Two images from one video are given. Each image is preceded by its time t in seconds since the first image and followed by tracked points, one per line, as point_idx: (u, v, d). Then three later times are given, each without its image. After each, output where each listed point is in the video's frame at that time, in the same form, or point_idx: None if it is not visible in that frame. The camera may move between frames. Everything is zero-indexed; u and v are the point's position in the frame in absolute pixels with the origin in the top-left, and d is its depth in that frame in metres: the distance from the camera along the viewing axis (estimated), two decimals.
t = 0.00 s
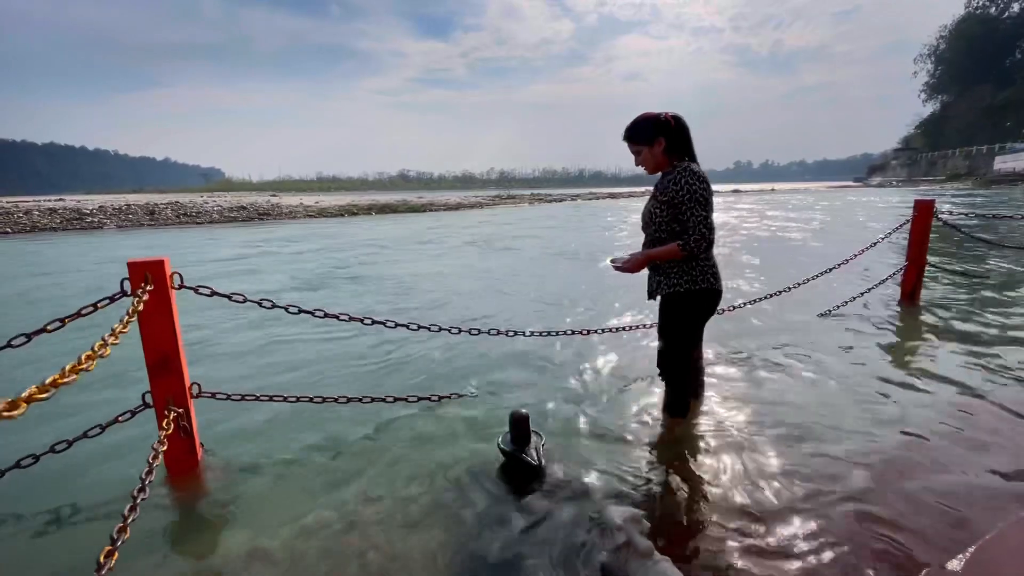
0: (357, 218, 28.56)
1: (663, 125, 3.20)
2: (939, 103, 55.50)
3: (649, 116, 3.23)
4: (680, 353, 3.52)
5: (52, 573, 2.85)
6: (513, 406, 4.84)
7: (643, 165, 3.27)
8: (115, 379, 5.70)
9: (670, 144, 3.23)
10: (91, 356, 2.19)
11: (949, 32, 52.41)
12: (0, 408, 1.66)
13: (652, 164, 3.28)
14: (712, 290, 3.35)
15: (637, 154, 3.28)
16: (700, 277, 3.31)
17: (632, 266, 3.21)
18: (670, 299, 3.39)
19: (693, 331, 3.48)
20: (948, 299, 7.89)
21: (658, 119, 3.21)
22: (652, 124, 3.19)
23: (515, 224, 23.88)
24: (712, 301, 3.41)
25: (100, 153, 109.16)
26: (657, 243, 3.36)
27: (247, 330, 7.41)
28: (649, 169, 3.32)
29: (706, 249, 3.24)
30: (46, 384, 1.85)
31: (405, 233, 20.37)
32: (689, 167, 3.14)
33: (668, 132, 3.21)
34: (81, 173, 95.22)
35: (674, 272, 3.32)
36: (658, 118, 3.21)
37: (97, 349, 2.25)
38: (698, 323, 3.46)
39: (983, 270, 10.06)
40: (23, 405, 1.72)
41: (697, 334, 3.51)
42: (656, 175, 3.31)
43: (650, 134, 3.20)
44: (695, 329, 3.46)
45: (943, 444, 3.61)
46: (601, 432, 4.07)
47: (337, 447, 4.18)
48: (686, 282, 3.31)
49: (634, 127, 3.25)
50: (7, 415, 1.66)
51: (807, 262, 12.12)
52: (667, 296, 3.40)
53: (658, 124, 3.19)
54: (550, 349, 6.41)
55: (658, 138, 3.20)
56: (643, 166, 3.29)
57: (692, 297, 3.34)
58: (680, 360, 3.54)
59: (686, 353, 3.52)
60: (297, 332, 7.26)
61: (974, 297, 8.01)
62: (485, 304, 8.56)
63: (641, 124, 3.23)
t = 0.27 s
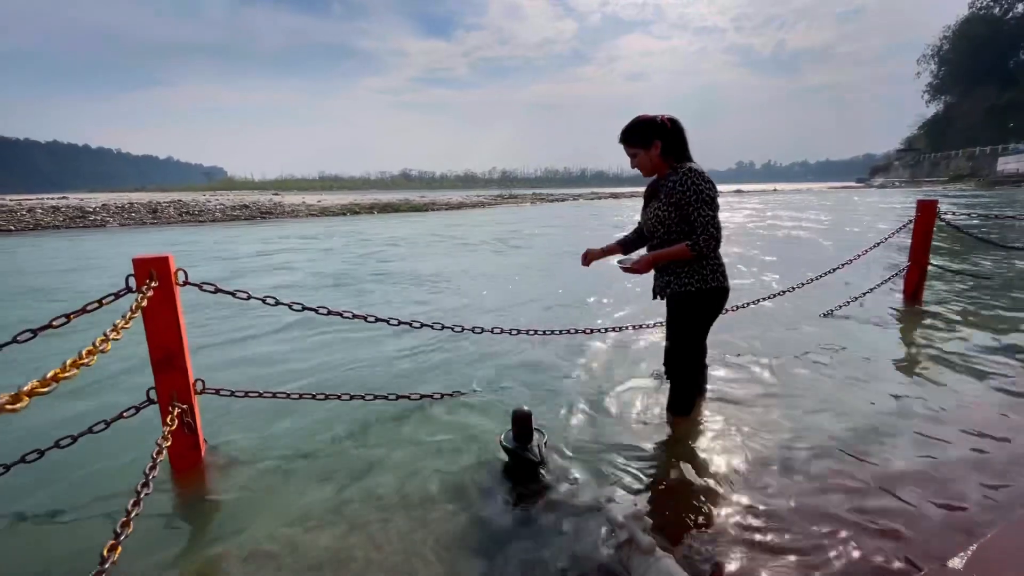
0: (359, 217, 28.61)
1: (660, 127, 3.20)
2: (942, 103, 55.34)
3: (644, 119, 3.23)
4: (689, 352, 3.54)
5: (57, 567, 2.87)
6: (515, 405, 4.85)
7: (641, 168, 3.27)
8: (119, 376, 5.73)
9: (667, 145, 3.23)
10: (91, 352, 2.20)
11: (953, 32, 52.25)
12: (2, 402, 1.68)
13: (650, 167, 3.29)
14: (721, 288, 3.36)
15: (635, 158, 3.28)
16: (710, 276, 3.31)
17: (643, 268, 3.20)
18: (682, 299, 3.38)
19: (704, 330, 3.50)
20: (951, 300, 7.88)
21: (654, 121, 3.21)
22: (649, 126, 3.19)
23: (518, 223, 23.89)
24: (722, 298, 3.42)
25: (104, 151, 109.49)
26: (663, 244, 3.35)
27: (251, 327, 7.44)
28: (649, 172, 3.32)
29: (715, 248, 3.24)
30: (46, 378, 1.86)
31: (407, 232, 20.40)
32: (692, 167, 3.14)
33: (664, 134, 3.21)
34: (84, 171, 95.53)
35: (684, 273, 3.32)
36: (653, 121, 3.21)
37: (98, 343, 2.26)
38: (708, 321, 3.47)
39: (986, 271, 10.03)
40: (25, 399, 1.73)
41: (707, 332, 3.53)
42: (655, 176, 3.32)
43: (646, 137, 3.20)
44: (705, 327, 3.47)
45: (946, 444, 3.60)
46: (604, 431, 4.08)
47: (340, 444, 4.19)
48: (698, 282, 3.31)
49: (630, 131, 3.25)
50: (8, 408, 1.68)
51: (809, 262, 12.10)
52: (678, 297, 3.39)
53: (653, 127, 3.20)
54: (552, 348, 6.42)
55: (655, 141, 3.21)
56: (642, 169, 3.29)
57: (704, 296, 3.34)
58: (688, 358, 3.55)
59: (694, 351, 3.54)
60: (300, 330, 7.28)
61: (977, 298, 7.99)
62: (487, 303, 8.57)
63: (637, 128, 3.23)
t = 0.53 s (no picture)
0: (362, 216, 28.65)
1: (659, 131, 3.19)
2: (947, 103, 55.08)
3: (643, 124, 3.23)
4: (694, 353, 3.54)
5: (60, 564, 2.88)
6: (516, 405, 4.84)
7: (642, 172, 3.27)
8: (122, 374, 5.74)
9: (667, 149, 3.22)
10: (86, 354, 2.21)
11: (958, 32, 51.99)
12: None
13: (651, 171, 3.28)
14: (726, 289, 3.34)
15: (635, 162, 3.29)
16: (716, 277, 3.30)
17: (649, 273, 3.16)
18: (688, 302, 3.37)
19: (711, 330, 3.49)
20: (955, 301, 7.83)
21: (653, 125, 3.20)
22: (648, 131, 3.19)
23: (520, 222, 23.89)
24: (727, 301, 3.40)
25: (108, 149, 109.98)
26: (667, 248, 3.34)
27: (253, 326, 7.45)
28: (651, 176, 3.31)
29: (719, 250, 3.22)
30: (35, 381, 1.86)
31: (409, 230, 20.40)
32: (694, 170, 3.13)
33: (664, 137, 3.20)
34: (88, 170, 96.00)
35: (689, 275, 3.31)
36: (652, 125, 3.20)
37: (92, 346, 2.27)
38: (714, 322, 3.46)
39: (990, 272, 9.98)
40: (13, 403, 1.73)
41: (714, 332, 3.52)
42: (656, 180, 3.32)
43: (646, 143, 3.20)
44: (710, 329, 3.47)
45: (947, 446, 3.58)
46: (606, 433, 4.06)
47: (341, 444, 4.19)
48: (704, 284, 3.29)
49: (630, 136, 3.25)
50: None
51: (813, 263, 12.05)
52: (685, 299, 3.38)
53: (653, 131, 3.19)
54: (553, 349, 6.40)
55: (655, 145, 3.21)
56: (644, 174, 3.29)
57: (711, 298, 3.33)
58: (692, 359, 3.56)
59: (699, 352, 3.54)
60: (302, 329, 7.29)
61: (981, 299, 7.94)
62: (488, 303, 8.57)
63: (635, 133, 3.23)
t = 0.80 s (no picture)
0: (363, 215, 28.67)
1: (659, 132, 3.19)
2: (951, 103, 54.86)
3: (643, 126, 3.23)
4: (696, 353, 3.53)
5: (63, 562, 2.89)
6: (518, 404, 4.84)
7: (643, 174, 3.29)
8: (124, 372, 5.76)
9: (668, 150, 3.21)
10: (97, 349, 2.22)
11: (963, 31, 51.75)
12: (8, 398, 1.69)
13: (653, 173, 3.29)
14: (728, 291, 3.33)
15: (637, 164, 3.29)
16: (719, 277, 3.29)
17: (644, 274, 3.20)
18: (690, 302, 3.38)
19: (715, 330, 3.48)
20: (958, 302, 7.80)
21: (652, 127, 3.21)
22: (648, 133, 3.19)
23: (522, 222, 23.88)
24: (730, 302, 3.39)
25: (112, 148, 110.32)
26: (668, 248, 3.36)
27: (255, 325, 7.46)
28: (653, 177, 3.31)
29: (720, 250, 3.21)
30: (52, 374, 1.87)
31: (411, 230, 20.42)
32: (693, 172, 3.12)
33: (664, 138, 3.19)
34: (92, 168, 96.29)
35: (690, 276, 3.32)
36: (652, 126, 3.20)
37: (102, 341, 2.28)
38: (717, 323, 3.45)
39: (993, 273, 9.95)
40: (30, 396, 1.75)
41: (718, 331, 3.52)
42: (658, 182, 3.33)
43: (646, 144, 3.21)
44: (712, 330, 3.47)
45: (950, 446, 3.58)
46: (607, 433, 4.05)
47: (342, 442, 4.20)
48: (705, 284, 3.29)
49: (630, 138, 3.25)
50: (14, 404, 1.69)
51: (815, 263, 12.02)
52: (687, 299, 3.39)
53: (653, 132, 3.19)
54: (555, 348, 6.40)
55: (655, 146, 3.20)
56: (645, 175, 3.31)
57: (713, 298, 3.32)
58: (694, 359, 3.55)
59: (703, 352, 3.53)
60: (304, 329, 7.30)
61: (984, 300, 7.91)
62: (490, 302, 8.57)
63: (635, 136, 3.24)
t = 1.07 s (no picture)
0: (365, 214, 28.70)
1: (661, 133, 3.19)
2: (955, 103, 54.68)
3: (645, 127, 3.23)
4: (698, 354, 3.53)
5: (65, 559, 2.90)
6: (519, 404, 4.84)
7: (645, 175, 3.29)
8: (127, 371, 5.78)
9: (670, 151, 3.20)
10: (101, 348, 2.22)
11: (967, 31, 51.57)
12: (14, 397, 1.70)
13: (655, 173, 3.28)
14: (728, 293, 3.32)
15: (641, 166, 3.29)
16: (720, 278, 3.28)
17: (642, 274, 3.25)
18: (691, 302, 3.40)
19: (717, 331, 3.48)
20: (961, 303, 7.78)
21: (653, 128, 3.21)
22: (650, 134, 3.20)
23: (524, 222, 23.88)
24: (731, 304, 3.38)
25: (115, 147, 110.60)
26: (670, 248, 3.37)
27: (257, 324, 7.48)
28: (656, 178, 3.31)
29: (720, 252, 3.20)
30: (56, 373, 1.88)
31: (413, 229, 20.44)
32: (693, 173, 3.12)
33: (666, 139, 3.19)
34: (95, 166, 96.55)
35: (691, 276, 3.32)
36: (654, 127, 3.20)
37: (106, 340, 2.28)
38: (718, 325, 3.45)
39: (996, 274, 9.92)
40: (34, 396, 1.75)
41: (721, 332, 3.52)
42: (660, 182, 3.33)
43: (647, 145, 3.21)
44: (713, 331, 3.46)
45: (951, 448, 3.57)
46: (608, 433, 4.05)
47: (344, 441, 4.20)
48: (704, 285, 3.30)
49: (633, 140, 3.26)
50: (18, 404, 1.69)
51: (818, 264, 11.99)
52: (688, 299, 3.40)
53: (655, 133, 3.19)
54: (557, 348, 6.40)
55: (656, 147, 3.20)
56: (647, 176, 3.32)
57: (714, 299, 3.32)
58: (695, 360, 3.55)
59: (705, 352, 3.53)
60: (306, 328, 7.31)
61: (987, 301, 7.88)
62: (492, 302, 8.57)
63: (637, 136, 3.25)
